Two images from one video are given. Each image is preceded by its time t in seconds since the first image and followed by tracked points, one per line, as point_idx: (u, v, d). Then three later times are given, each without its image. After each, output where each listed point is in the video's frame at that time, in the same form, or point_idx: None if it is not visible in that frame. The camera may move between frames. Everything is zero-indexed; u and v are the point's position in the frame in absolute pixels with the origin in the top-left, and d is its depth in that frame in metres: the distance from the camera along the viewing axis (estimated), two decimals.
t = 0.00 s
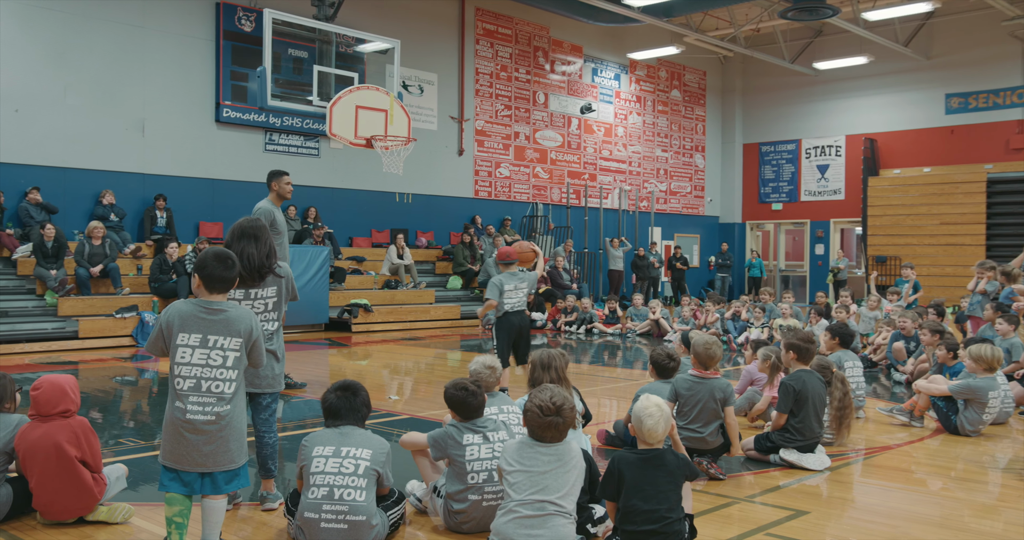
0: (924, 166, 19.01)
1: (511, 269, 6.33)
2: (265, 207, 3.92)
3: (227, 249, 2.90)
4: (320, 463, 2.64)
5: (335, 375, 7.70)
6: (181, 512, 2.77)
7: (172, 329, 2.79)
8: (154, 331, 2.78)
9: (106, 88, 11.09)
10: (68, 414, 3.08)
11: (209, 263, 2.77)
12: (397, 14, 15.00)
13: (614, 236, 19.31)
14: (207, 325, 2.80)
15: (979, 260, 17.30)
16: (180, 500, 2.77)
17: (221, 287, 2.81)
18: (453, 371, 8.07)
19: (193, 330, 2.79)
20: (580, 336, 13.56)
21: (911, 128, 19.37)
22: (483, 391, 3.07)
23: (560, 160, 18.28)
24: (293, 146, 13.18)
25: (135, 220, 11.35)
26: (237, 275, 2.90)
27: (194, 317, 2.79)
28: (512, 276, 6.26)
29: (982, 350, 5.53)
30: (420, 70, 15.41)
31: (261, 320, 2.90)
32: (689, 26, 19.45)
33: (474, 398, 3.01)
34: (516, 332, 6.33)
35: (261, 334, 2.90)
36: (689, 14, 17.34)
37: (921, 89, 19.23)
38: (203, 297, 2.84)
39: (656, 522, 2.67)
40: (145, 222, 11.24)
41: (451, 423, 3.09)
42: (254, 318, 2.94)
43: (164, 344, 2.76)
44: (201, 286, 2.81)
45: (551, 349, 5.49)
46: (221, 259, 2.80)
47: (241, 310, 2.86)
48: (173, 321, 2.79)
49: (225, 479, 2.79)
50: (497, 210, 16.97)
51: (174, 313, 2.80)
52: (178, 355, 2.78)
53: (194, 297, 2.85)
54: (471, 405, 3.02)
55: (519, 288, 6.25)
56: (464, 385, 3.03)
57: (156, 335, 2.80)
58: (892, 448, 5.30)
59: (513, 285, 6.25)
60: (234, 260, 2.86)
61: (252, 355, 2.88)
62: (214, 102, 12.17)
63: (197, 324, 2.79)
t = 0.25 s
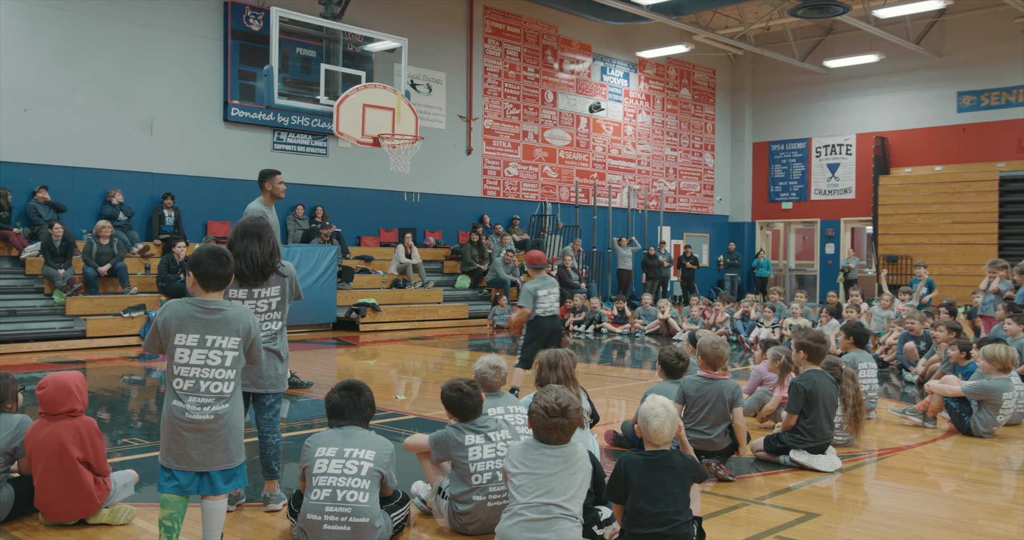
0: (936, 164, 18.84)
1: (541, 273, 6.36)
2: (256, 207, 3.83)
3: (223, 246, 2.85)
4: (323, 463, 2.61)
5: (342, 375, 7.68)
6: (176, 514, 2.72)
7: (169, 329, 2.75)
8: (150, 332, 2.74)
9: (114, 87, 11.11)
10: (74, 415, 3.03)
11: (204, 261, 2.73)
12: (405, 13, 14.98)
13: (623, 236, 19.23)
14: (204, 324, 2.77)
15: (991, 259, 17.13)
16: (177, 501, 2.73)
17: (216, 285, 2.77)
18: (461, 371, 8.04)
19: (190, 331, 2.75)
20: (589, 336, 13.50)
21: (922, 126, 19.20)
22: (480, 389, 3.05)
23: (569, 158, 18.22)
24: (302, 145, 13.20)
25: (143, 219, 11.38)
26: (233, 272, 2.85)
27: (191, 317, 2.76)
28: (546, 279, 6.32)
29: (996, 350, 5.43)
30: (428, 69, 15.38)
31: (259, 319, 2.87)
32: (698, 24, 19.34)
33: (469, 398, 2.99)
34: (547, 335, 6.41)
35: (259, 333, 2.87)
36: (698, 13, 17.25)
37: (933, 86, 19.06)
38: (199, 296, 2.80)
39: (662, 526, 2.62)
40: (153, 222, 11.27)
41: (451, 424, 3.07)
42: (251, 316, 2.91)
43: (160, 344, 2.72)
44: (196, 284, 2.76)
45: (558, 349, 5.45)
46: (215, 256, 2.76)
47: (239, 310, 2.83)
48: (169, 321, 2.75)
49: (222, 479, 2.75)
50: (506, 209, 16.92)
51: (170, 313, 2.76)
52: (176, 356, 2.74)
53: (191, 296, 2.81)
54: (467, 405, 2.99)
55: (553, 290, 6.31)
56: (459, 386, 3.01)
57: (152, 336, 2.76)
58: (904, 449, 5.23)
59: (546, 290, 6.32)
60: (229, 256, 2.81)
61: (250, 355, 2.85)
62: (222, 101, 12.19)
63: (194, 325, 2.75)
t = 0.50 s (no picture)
0: (945, 163, 18.71)
1: (561, 270, 6.39)
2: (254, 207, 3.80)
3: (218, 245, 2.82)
4: (323, 465, 2.58)
5: (348, 375, 7.66)
6: (170, 516, 2.66)
7: (160, 328, 2.70)
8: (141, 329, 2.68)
9: (120, 87, 11.13)
10: (82, 417, 2.91)
11: (196, 258, 2.69)
12: (411, 12, 14.95)
13: (630, 236, 19.17)
14: (196, 322, 2.71)
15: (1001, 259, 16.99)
16: (170, 503, 2.66)
17: (209, 281, 2.72)
18: (468, 371, 8.01)
19: (181, 328, 2.69)
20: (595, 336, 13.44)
21: (931, 125, 19.08)
22: (471, 388, 3.04)
23: (575, 158, 18.17)
24: (308, 145, 13.22)
25: (150, 219, 11.40)
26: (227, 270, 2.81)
27: (182, 314, 2.70)
28: (564, 276, 6.49)
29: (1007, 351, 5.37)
30: (434, 68, 15.36)
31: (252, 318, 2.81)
32: (705, 23, 19.26)
33: (462, 399, 2.99)
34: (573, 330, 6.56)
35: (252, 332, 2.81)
36: (705, 11, 17.19)
37: (942, 85, 18.93)
38: (191, 294, 2.75)
39: (666, 528, 2.58)
40: (160, 221, 11.29)
41: (446, 425, 3.06)
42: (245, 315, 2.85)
43: (151, 342, 2.66)
44: (188, 282, 2.72)
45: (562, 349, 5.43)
46: (207, 253, 2.72)
47: (231, 307, 2.78)
48: (161, 319, 2.70)
49: (214, 481, 2.67)
50: (512, 209, 16.90)
51: (161, 311, 2.71)
52: (167, 354, 2.68)
53: (183, 294, 2.76)
54: (459, 406, 2.99)
55: (574, 285, 6.51)
56: (450, 387, 3.00)
57: (143, 334, 2.71)
58: (913, 450, 5.17)
59: (566, 286, 6.47)
60: (222, 254, 2.77)
61: (242, 353, 2.79)
62: (228, 101, 12.22)
63: (186, 322, 2.70)
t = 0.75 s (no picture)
0: (956, 161, 18.56)
1: (570, 269, 6.43)
2: (253, 206, 3.76)
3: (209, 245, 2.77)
4: (320, 467, 2.55)
5: (354, 376, 7.64)
6: (164, 519, 2.63)
7: (149, 329, 2.64)
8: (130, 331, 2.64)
9: (126, 87, 11.15)
10: (86, 420, 2.83)
11: (183, 258, 2.63)
12: (417, 12, 14.93)
13: (638, 234, 19.10)
14: (185, 324, 2.65)
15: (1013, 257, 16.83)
16: (164, 506, 2.62)
17: (197, 281, 2.66)
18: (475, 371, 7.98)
19: (170, 330, 2.63)
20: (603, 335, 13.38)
21: (942, 122, 18.93)
22: (466, 390, 3.01)
23: (583, 157, 18.12)
24: (314, 145, 13.24)
25: (157, 219, 11.43)
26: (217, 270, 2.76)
27: (170, 316, 2.64)
28: (573, 275, 6.49)
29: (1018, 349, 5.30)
30: (441, 67, 15.34)
31: (243, 317, 2.73)
32: (713, 21, 19.16)
33: (455, 401, 2.95)
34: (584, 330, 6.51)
35: (243, 332, 2.73)
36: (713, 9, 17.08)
37: (952, 82, 18.78)
38: (181, 295, 2.69)
39: (670, 532, 2.53)
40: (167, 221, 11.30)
41: (444, 427, 3.04)
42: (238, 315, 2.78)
43: (140, 344, 2.62)
44: (177, 283, 2.66)
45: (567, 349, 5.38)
46: (196, 253, 2.66)
47: (222, 307, 2.70)
48: (149, 321, 2.64)
49: (208, 484, 2.63)
50: (520, 208, 16.86)
51: (150, 312, 2.65)
52: (157, 356, 2.63)
53: (173, 295, 2.70)
54: (454, 408, 2.95)
55: (583, 285, 6.48)
56: (444, 389, 2.97)
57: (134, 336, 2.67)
58: (923, 451, 5.11)
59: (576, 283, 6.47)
60: (211, 254, 2.71)
61: (234, 354, 2.72)
62: (235, 101, 12.24)
63: (174, 323, 2.64)
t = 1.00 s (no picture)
0: (968, 159, 18.39)
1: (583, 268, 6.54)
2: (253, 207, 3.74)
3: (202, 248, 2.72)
4: (319, 472, 2.52)
5: (360, 378, 7.61)
6: (161, 526, 2.58)
7: (140, 334, 2.60)
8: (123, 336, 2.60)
9: (134, 89, 11.19)
10: (84, 427, 2.74)
11: (173, 261, 2.58)
12: (424, 12, 14.92)
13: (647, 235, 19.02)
14: (176, 327, 2.59)
15: None
16: (159, 512, 2.59)
17: (187, 284, 2.60)
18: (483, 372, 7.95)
19: (161, 335, 2.58)
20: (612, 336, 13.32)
21: (953, 121, 18.77)
22: (470, 396, 2.98)
23: (592, 157, 18.06)
24: (322, 146, 13.26)
25: (165, 221, 11.46)
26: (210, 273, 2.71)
27: (161, 320, 2.58)
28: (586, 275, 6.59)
29: None
30: (449, 68, 15.32)
31: (235, 320, 2.67)
32: (722, 20, 19.06)
33: (459, 405, 2.93)
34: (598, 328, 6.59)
35: (237, 336, 2.67)
36: (722, 8, 16.99)
37: (964, 80, 18.62)
38: (172, 299, 2.63)
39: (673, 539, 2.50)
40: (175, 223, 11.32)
41: (447, 431, 3.01)
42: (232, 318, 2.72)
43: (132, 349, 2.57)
44: (167, 286, 2.61)
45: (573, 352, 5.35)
46: (188, 256, 2.61)
47: (214, 310, 2.64)
48: (140, 325, 2.59)
49: (203, 489, 2.59)
50: (528, 209, 16.82)
51: (141, 316, 2.60)
52: (149, 361, 2.58)
53: (165, 298, 2.65)
54: (458, 412, 2.93)
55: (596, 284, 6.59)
56: (448, 393, 2.96)
57: (126, 340, 2.62)
58: (935, 454, 5.04)
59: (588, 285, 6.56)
60: (203, 257, 2.66)
61: (227, 358, 2.66)
62: (242, 102, 12.28)
63: (165, 328, 2.58)
